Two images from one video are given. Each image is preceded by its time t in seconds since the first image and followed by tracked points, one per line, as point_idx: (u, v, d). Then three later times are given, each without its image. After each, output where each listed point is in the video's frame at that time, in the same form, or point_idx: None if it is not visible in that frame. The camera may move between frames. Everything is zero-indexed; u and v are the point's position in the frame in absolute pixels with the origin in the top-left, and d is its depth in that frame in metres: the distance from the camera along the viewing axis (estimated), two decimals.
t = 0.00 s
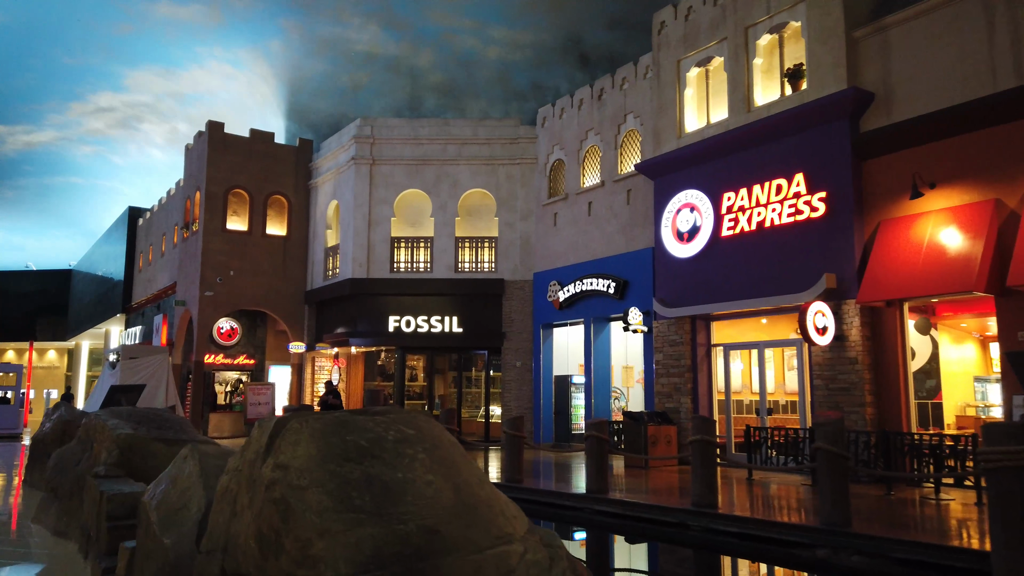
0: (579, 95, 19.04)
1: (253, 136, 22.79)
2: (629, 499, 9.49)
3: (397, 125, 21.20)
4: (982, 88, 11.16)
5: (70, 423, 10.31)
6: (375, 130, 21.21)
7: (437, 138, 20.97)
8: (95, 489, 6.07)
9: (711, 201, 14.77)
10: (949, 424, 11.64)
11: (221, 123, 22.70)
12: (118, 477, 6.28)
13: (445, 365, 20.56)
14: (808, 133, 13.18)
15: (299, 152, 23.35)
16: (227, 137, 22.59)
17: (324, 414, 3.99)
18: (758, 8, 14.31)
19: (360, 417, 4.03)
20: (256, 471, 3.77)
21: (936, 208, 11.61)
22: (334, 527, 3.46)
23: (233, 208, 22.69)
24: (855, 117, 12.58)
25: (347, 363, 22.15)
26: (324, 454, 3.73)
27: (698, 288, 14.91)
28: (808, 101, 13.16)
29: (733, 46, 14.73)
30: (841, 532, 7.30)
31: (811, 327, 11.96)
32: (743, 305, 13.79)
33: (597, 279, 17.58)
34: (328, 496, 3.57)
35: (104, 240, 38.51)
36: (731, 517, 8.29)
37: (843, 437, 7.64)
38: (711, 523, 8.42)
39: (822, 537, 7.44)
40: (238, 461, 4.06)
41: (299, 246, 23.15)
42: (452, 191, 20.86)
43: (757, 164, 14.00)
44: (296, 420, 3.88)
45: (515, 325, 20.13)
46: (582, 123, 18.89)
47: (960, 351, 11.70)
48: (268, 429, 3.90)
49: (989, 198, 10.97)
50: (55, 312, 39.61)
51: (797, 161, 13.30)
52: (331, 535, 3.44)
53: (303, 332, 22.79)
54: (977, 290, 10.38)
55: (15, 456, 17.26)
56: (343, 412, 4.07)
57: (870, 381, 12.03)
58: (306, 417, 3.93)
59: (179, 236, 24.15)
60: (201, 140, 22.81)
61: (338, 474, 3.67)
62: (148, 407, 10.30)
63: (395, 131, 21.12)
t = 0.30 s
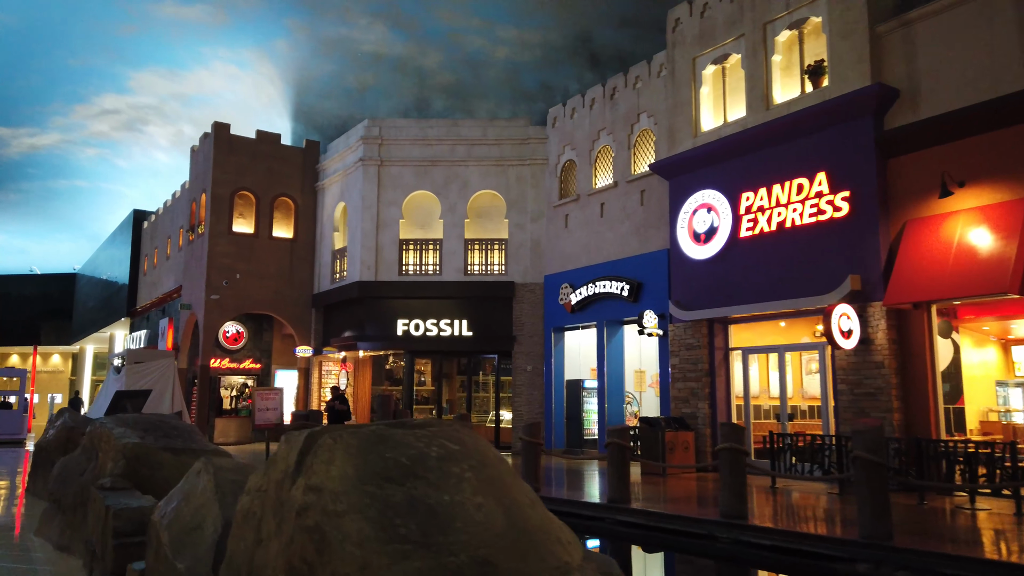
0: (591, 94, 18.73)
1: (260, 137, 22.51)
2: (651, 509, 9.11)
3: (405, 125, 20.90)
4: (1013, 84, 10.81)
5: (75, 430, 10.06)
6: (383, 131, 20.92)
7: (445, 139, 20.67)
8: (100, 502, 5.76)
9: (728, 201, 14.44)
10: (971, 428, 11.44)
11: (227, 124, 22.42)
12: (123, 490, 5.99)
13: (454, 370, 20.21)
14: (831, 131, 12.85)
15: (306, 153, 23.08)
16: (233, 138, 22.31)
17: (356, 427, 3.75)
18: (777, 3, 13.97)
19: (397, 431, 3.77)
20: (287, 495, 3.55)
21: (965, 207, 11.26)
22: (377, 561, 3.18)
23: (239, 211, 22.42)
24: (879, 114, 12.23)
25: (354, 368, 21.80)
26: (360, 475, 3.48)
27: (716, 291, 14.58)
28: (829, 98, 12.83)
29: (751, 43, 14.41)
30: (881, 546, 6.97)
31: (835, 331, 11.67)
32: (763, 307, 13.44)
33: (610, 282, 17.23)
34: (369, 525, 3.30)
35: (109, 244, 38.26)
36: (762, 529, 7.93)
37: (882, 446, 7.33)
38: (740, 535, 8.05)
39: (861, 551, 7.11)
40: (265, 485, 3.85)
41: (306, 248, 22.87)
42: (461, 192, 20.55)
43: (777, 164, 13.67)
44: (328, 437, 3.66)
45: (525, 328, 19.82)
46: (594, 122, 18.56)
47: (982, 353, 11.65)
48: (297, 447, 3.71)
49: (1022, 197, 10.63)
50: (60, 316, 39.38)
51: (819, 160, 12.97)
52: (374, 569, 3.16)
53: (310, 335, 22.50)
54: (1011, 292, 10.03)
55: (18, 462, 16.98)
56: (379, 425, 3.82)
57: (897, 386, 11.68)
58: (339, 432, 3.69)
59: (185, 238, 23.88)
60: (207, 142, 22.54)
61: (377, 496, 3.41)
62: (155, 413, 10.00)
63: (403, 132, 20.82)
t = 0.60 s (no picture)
0: (605, 93, 18.44)
1: (269, 138, 22.27)
2: (680, 517, 8.79)
3: (417, 125, 20.62)
4: None
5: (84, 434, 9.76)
6: (394, 131, 20.63)
7: (457, 139, 20.38)
8: (114, 512, 5.47)
9: (750, 200, 14.11)
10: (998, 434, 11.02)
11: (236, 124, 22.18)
12: (136, 499, 5.73)
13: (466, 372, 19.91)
14: (857, 127, 12.53)
15: (316, 154, 22.84)
16: (242, 139, 22.06)
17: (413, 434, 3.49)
18: None
19: (453, 435, 3.51)
20: (337, 509, 3.27)
21: (1000, 203, 10.88)
22: None
23: (248, 212, 22.15)
24: (908, 109, 11.89)
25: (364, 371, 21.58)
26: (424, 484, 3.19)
27: (737, 292, 14.24)
28: (856, 93, 12.50)
29: (773, 38, 14.10)
30: (932, 557, 6.60)
31: (866, 333, 11.29)
32: (787, 309, 13.10)
33: (626, 283, 16.91)
34: (436, 546, 2.98)
35: (116, 247, 38.05)
36: (801, 539, 7.58)
37: (929, 452, 6.99)
38: (777, 545, 7.72)
39: (908, 562, 6.73)
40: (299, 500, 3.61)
41: (316, 250, 22.62)
42: (473, 192, 20.26)
43: (801, 161, 13.35)
44: (383, 445, 3.39)
45: (539, 330, 19.50)
46: (609, 121, 18.25)
47: (1007, 357, 11.12)
48: (345, 456, 3.44)
49: None
50: (66, 320, 39.21)
51: (844, 157, 12.64)
52: None
53: (320, 338, 22.25)
54: None
55: (25, 467, 16.70)
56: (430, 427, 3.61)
57: (929, 389, 11.30)
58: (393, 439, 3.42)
59: (193, 240, 23.65)
60: (216, 143, 22.29)
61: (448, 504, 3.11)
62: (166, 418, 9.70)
63: (414, 132, 20.54)
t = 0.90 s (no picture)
0: (622, 91, 18.14)
1: (281, 139, 22.06)
2: (710, 526, 8.46)
3: (430, 125, 20.36)
4: None
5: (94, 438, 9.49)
6: (407, 131, 20.37)
7: (471, 139, 20.11)
8: (129, 523, 5.21)
9: (774, 199, 13.78)
10: None
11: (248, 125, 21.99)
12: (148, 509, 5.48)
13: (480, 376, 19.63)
14: (886, 123, 12.18)
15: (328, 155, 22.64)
16: (254, 140, 21.87)
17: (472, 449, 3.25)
18: None
19: (517, 447, 3.26)
20: (390, 533, 3.03)
21: None
22: None
23: (260, 214, 21.94)
24: (940, 104, 11.53)
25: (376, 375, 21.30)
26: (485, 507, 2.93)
27: (760, 293, 13.90)
28: (884, 89, 12.15)
29: (798, 33, 13.77)
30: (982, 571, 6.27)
31: (897, 335, 11.10)
32: (814, 310, 12.75)
33: (645, 285, 16.58)
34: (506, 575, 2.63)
35: (127, 250, 37.97)
36: (842, 550, 7.25)
37: (980, 460, 6.62)
38: (816, 556, 7.38)
39: None
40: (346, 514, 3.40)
41: (328, 252, 22.40)
42: (487, 193, 19.98)
43: (826, 159, 13.01)
44: (440, 460, 3.15)
45: (554, 333, 19.19)
46: (626, 120, 17.95)
47: None
48: (399, 472, 3.22)
49: None
50: (77, 323, 39.22)
51: (873, 155, 12.30)
52: None
53: (332, 341, 22.03)
54: None
55: (35, 471, 16.50)
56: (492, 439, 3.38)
57: (964, 393, 10.89)
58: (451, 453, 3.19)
59: (204, 243, 23.47)
60: (227, 144, 22.10)
61: (507, 528, 2.84)
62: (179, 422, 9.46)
63: (428, 132, 20.28)
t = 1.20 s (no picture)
0: (637, 89, 17.80)
1: (290, 139, 21.82)
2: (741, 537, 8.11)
3: (441, 124, 20.05)
4: None
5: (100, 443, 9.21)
6: (418, 131, 20.07)
7: (483, 138, 19.80)
8: (136, 535, 4.90)
9: (797, 197, 13.41)
10: None
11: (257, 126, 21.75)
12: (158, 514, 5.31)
13: (493, 380, 19.27)
14: (914, 117, 11.80)
15: (338, 156, 22.40)
16: (264, 140, 21.63)
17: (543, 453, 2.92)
18: None
19: (588, 454, 2.87)
20: (453, 562, 2.78)
21: None
22: None
23: (269, 215, 21.68)
24: (971, 96, 11.14)
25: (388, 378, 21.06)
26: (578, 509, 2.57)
27: (783, 293, 13.52)
28: (913, 81, 11.77)
29: (821, 26, 13.42)
30: None
31: (931, 335, 10.60)
32: (840, 310, 12.36)
33: (662, 286, 16.22)
34: None
35: (136, 254, 37.85)
36: (882, 561, 6.87)
37: None
38: (856, 568, 7.00)
39: None
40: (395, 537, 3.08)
41: (338, 254, 22.13)
42: (500, 193, 19.65)
43: (852, 155, 12.63)
44: (507, 470, 2.81)
45: (568, 335, 18.83)
46: (641, 118, 17.62)
47: None
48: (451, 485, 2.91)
49: None
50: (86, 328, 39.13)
51: (901, 149, 11.92)
52: None
53: (342, 344, 21.75)
54: None
55: (43, 476, 16.25)
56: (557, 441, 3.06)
57: (1000, 395, 10.49)
58: (516, 462, 2.86)
59: (213, 245, 23.23)
60: (237, 145, 21.87)
61: (604, 534, 2.48)
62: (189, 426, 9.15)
63: (439, 131, 19.97)
